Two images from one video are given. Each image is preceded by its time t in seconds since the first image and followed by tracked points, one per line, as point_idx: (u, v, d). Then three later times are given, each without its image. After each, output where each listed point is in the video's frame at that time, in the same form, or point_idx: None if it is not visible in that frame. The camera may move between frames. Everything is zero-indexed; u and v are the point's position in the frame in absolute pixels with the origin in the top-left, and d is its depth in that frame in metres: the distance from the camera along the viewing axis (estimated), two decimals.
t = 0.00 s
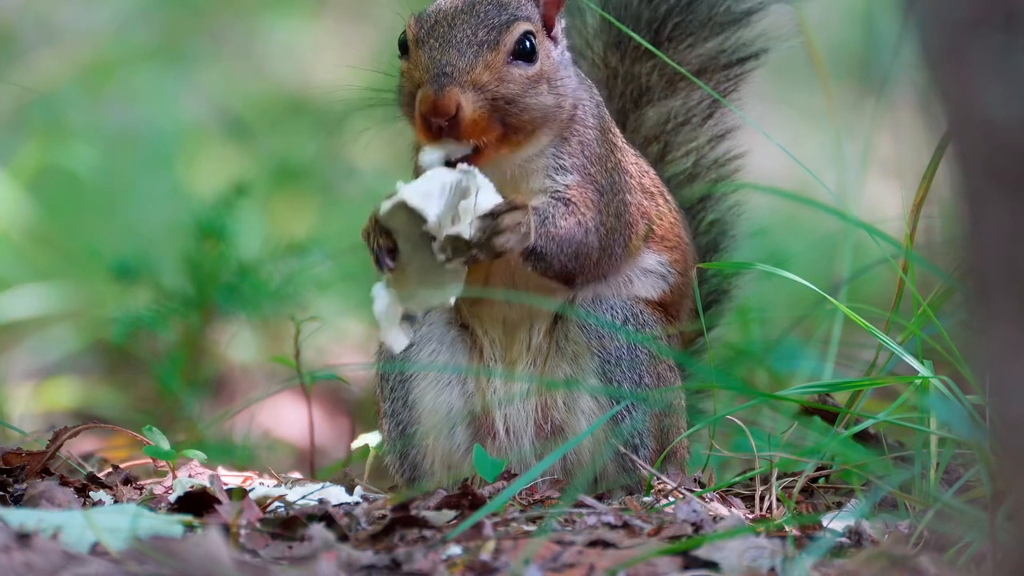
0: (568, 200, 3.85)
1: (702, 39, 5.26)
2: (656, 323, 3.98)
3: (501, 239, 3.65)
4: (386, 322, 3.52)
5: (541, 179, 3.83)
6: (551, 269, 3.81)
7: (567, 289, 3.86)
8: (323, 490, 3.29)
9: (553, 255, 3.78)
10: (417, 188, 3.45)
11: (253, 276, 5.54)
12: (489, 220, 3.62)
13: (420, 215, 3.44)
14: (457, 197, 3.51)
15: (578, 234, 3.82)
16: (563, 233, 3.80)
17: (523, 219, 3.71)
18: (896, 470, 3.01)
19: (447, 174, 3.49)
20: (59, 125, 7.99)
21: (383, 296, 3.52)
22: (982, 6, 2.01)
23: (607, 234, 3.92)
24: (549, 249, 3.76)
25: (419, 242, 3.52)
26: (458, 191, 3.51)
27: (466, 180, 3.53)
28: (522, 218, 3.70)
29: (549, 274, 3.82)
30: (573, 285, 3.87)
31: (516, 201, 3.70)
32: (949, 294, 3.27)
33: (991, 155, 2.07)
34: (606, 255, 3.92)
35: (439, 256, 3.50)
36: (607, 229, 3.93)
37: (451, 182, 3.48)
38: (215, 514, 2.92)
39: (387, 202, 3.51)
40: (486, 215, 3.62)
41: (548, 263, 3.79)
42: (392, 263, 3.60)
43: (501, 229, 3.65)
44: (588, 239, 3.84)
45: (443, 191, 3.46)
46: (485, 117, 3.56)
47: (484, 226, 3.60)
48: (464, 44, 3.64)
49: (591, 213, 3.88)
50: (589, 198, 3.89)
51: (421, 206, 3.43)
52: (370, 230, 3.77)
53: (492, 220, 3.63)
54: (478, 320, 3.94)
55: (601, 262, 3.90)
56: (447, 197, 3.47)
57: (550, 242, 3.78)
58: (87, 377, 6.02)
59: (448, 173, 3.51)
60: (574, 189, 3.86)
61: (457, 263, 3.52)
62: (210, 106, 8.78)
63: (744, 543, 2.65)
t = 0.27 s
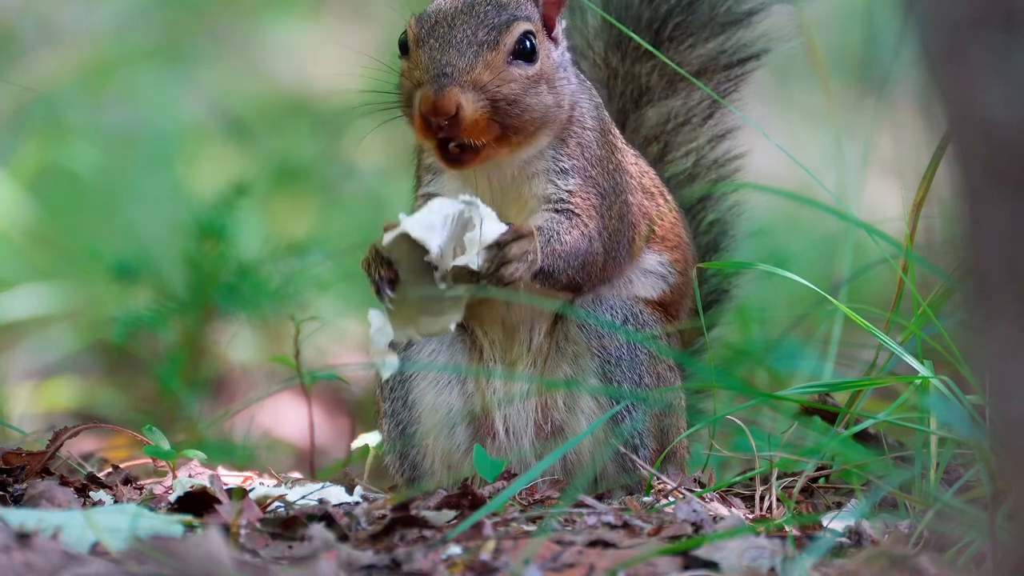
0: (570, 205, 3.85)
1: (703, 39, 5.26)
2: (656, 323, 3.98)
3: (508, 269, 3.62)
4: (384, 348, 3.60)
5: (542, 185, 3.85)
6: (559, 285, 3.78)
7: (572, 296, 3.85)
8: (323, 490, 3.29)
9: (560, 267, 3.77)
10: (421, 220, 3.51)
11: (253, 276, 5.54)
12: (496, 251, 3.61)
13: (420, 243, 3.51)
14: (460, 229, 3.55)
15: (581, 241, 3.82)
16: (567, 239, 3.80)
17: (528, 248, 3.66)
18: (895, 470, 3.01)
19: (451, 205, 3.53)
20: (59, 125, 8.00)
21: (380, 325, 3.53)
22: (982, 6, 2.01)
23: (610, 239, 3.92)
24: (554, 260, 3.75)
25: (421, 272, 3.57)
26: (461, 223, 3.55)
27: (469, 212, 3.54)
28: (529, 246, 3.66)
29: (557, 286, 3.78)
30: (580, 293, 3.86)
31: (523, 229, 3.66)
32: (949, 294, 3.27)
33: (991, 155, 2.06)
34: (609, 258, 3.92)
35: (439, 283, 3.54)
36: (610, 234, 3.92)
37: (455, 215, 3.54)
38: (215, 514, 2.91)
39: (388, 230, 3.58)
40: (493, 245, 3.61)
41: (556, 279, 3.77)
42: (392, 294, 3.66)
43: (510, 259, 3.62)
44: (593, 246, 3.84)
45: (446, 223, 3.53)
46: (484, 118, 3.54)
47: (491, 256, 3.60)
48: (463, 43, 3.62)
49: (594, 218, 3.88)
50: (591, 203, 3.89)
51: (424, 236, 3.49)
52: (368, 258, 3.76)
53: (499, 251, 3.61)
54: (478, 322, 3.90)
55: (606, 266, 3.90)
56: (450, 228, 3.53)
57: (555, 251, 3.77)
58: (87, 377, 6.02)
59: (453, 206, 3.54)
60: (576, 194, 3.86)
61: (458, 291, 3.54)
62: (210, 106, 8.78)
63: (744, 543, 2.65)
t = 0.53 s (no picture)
0: (570, 207, 3.85)
1: (703, 39, 5.25)
2: (656, 323, 3.99)
3: (509, 277, 3.60)
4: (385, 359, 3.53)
5: (542, 187, 3.84)
6: (562, 288, 3.76)
7: (573, 297, 3.85)
8: (323, 490, 3.29)
9: (562, 271, 3.75)
10: (419, 230, 3.54)
11: (253, 276, 5.54)
12: (497, 260, 3.59)
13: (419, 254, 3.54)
14: (460, 239, 3.57)
15: (583, 243, 3.81)
16: (568, 243, 3.79)
17: (528, 255, 3.64)
18: (895, 470, 3.01)
19: (450, 216, 3.58)
20: (59, 125, 8.00)
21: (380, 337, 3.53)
22: (982, 6, 2.01)
23: (611, 241, 3.92)
24: (556, 262, 3.74)
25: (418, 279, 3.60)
26: (460, 233, 3.57)
27: (469, 223, 3.57)
28: (529, 253, 3.64)
29: (558, 287, 3.76)
30: (581, 295, 3.86)
31: (522, 238, 3.64)
32: (949, 294, 3.27)
33: (992, 156, 2.06)
34: (611, 259, 3.91)
35: (438, 293, 3.55)
36: (610, 235, 3.92)
37: (453, 225, 3.56)
38: (215, 514, 2.91)
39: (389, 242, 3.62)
40: (493, 255, 3.59)
41: (558, 283, 3.75)
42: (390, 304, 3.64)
43: (510, 268, 3.60)
44: (594, 249, 3.83)
45: (445, 233, 3.55)
46: (484, 113, 3.54)
47: (491, 265, 3.58)
48: (464, 39, 3.63)
49: (594, 220, 3.87)
50: (591, 205, 3.88)
51: (422, 246, 3.52)
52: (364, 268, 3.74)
53: (499, 260, 3.60)
54: (478, 322, 3.90)
55: (608, 268, 3.89)
56: (448, 238, 3.55)
57: (557, 255, 3.75)
58: (87, 377, 6.02)
59: (452, 217, 3.58)
60: (576, 195, 3.86)
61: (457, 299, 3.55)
62: (211, 106, 8.78)
63: (744, 543, 2.65)
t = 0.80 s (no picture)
0: (570, 211, 3.85)
1: (701, 39, 5.25)
2: (656, 323, 3.99)
3: (513, 284, 3.61)
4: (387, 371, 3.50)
5: (542, 190, 3.83)
6: (562, 292, 3.78)
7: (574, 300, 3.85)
8: (323, 490, 3.29)
9: (563, 277, 3.76)
10: (420, 239, 3.53)
11: (253, 276, 5.53)
12: (499, 269, 3.62)
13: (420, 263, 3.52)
14: (462, 247, 3.56)
15: (583, 246, 3.82)
16: (569, 247, 3.80)
17: (532, 263, 3.65)
18: (895, 470, 3.01)
19: (452, 224, 3.57)
20: (59, 125, 7.99)
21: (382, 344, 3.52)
22: (982, 6, 2.01)
23: (611, 244, 3.93)
24: (557, 266, 3.75)
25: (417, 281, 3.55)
26: (462, 241, 3.56)
27: (471, 231, 3.57)
28: (532, 262, 3.65)
29: (558, 292, 3.77)
30: (582, 298, 3.87)
31: (524, 247, 3.66)
32: (949, 294, 3.27)
33: (991, 156, 2.06)
34: (611, 263, 3.93)
35: (440, 300, 3.52)
36: (610, 238, 3.93)
37: (455, 233, 3.55)
38: (215, 514, 2.91)
39: (390, 251, 3.61)
40: (495, 265, 3.62)
41: (559, 289, 3.76)
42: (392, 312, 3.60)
43: (513, 276, 3.62)
44: (594, 253, 3.84)
45: (447, 241, 3.54)
46: (480, 99, 3.44)
47: (493, 274, 3.61)
48: (462, 28, 3.57)
49: (594, 224, 3.88)
50: (591, 208, 3.89)
51: (425, 255, 3.51)
52: (366, 278, 3.74)
53: (501, 269, 3.62)
54: (480, 324, 3.89)
55: (608, 272, 3.91)
56: (450, 246, 3.54)
57: (558, 261, 3.76)
58: (87, 377, 6.02)
59: (454, 225, 3.58)
60: (576, 198, 3.86)
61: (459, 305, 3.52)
62: (210, 106, 8.78)
63: (744, 543, 2.65)
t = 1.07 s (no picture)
0: (570, 211, 3.85)
1: (702, 39, 5.25)
2: (656, 323, 3.99)
3: (515, 286, 3.61)
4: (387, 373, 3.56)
5: (542, 189, 3.84)
6: (564, 293, 3.77)
7: (574, 300, 3.85)
8: (323, 490, 3.29)
9: (564, 278, 3.75)
10: (420, 242, 3.54)
11: (253, 276, 5.54)
12: (499, 270, 3.62)
13: (420, 265, 3.53)
14: (462, 249, 3.56)
15: (584, 246, 3.81)
16: (570, 248, 3.79)
17: (533, 265, 3.66)
18: (895, 470, 3.01)
19: (453, 227, 3.57)
20: (59, 125, 7.99)
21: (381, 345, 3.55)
22: (982, 6, 2.01)
23: (612, 243, 3.93)
24: (558, 267, 3.74)
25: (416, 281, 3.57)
26: (462, 244, 3.56)
27: (471, 234, 3.57)
28: (534, 263, 3.66)
29: (559, 293, 3.77)
30: (583, 298, 3.86)
31: (524, 248, 3.66)
32: (949, 294, 3.28)
33: (991, 155, 2.06)
34: (611, 263, 3.92)
35: (439, 303, 3.52)
36: (611, 238, 3.92)
37: (455, 237, 3.56)
38: (215, 514, 2.91)
39: (391, 253, 3.62)
40: (495, 267, 3.62)
41: (560, 289, 3.75)
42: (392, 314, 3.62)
43: (514, 279, 3.61)
44: (595, 253, 3.83)
45: (446, 244, 3.55)
46: (483, 105, 3.53)
47: (494, 276, 3.61)
48: (464, 32, 3.65)
49: (595, 224, 3.88)
50: (592, 208, 3.88)
51: (424, 258, 3.52)
52: (367, 279, 3.75)
53: (502, 270, 3.62)
54: (480, 324, 3.89)
55: (609, 271, 3.90)
56: (450, 249, 3.55)
57: (559, 262, 3.75)
58: (87, 377, 6.02)
59: (454, 227, 3.58)
60: (577, 198, 3.86)
61: (458, 307, 3.52)
62: (210, 107, 8.78)
63: (744, 543, 2.65)
